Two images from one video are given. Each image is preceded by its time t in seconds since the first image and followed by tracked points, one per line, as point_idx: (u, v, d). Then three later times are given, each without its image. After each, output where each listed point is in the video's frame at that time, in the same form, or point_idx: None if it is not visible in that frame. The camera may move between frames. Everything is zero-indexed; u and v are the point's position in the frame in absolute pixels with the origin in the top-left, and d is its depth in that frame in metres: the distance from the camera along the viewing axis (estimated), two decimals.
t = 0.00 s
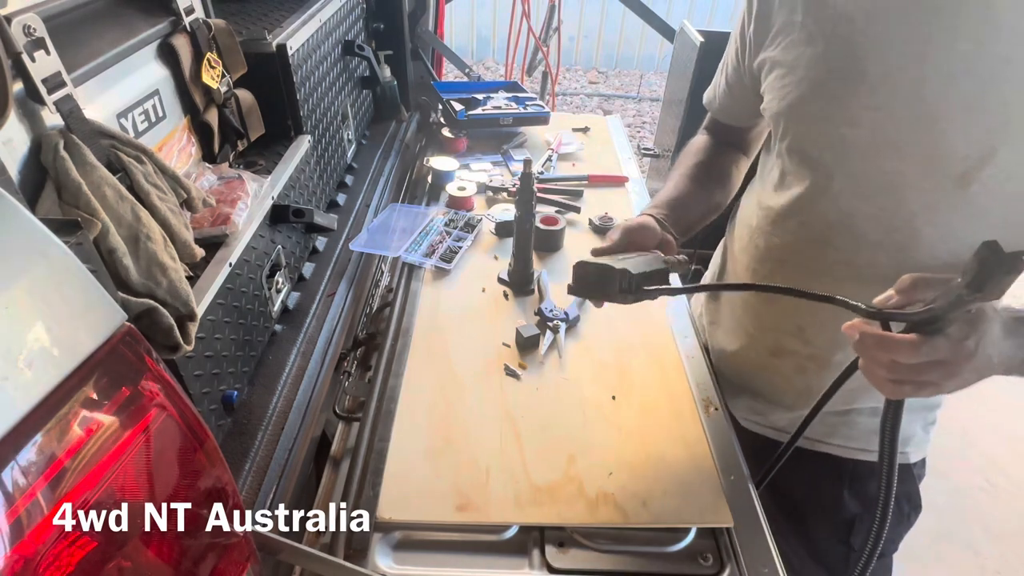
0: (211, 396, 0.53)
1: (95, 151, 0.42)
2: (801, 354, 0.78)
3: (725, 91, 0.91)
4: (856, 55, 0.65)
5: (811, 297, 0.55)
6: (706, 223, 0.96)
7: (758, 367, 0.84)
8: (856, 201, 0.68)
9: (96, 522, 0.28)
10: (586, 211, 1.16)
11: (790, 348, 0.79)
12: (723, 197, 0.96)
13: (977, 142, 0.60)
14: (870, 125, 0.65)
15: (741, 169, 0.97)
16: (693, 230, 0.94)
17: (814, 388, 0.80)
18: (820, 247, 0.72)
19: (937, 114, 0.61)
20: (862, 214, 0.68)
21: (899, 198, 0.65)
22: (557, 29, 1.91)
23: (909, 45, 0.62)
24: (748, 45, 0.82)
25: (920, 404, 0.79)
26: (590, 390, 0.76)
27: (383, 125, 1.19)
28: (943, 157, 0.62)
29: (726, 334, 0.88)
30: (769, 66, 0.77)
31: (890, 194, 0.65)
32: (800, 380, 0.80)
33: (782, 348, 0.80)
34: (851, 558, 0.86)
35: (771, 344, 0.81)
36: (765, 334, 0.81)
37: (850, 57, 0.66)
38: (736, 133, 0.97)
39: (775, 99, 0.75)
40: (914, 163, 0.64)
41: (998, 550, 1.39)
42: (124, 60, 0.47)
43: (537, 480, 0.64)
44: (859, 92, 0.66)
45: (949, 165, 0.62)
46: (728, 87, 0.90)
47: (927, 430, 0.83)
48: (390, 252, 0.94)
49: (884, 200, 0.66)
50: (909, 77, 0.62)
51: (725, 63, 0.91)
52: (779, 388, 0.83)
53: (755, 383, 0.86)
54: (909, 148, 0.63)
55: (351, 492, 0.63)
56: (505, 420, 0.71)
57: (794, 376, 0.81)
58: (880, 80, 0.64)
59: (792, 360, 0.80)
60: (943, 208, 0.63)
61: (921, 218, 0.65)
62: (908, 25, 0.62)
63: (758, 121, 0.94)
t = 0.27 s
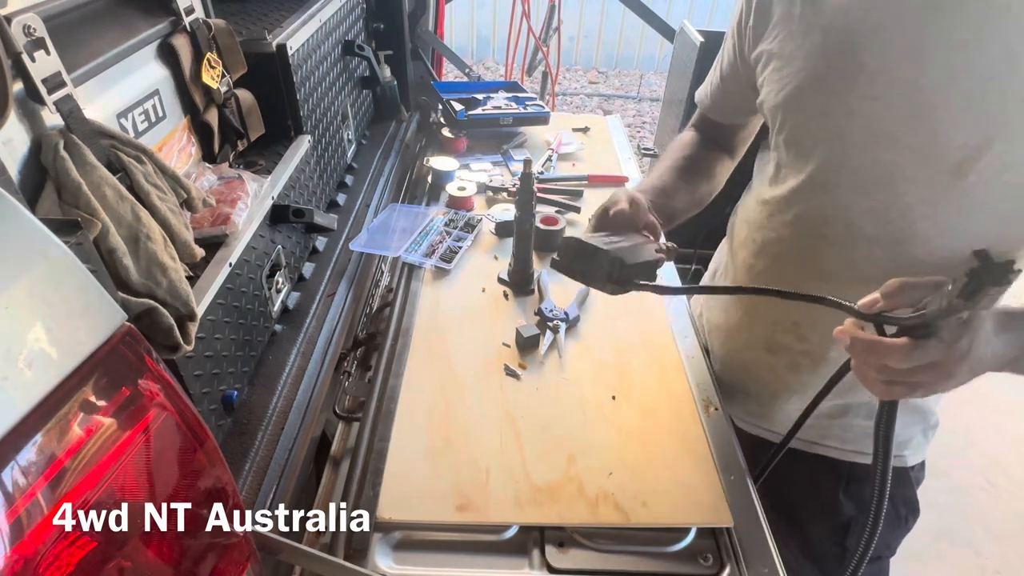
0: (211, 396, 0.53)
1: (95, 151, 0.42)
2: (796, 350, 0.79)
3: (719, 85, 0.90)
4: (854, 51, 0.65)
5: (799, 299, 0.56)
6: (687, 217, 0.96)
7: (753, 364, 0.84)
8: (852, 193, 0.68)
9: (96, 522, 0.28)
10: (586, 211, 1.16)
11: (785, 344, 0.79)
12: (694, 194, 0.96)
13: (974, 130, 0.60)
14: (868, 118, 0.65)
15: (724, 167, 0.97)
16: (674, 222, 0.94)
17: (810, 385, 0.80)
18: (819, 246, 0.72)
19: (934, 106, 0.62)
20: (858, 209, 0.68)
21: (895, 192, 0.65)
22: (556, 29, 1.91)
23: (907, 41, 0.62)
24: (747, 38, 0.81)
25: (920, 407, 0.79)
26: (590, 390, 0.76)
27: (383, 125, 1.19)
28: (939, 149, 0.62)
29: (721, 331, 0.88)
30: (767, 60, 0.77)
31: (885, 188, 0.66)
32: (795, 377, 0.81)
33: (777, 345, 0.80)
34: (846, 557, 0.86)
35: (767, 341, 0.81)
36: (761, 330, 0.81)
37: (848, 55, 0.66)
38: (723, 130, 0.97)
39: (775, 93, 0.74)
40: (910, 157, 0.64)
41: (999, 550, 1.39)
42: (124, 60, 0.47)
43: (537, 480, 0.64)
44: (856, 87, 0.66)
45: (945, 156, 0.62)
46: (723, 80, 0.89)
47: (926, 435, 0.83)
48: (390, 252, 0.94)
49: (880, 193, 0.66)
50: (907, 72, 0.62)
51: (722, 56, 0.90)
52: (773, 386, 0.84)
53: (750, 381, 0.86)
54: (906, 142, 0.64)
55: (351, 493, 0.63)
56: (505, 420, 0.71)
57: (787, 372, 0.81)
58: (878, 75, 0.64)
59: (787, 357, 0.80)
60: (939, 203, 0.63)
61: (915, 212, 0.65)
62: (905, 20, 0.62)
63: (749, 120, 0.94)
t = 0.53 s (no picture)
0: (211, 396, 0.53)
1: (95, 151, 0.42)
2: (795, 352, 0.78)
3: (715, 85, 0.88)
4: (854, 50, 0.65)
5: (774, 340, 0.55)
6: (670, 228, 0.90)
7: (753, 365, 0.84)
8: (851, 193, 0.68)
9: (96, 522, 0.28)
10: (586, 211, 1.16)
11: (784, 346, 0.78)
12: (682, 200, 0.91)
13: (973, 130, 0.60)
14: (867, 119, 0.66)
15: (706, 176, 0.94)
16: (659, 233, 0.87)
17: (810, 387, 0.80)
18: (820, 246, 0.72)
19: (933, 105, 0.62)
20: (857, 208, 0.68)
21: (894, 192, 0.65)
22: (557, 29, 1.91)
23: (906, 40, 0.62)
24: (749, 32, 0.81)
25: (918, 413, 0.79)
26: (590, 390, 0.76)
27: (383, 125, 1.19)
28: (938, 149, 0.62)
29: (724, 331, 0.88)
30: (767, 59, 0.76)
31: (881, 187, 0.66)
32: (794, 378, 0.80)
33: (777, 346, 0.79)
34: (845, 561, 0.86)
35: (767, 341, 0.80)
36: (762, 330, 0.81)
37: (848, 55, 0.66)
38: (708, 136, 0.94)
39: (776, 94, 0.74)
40: (909, 156, 0.64)
41: (999, 550, 1.39)
42: (124, 60, 0.47)
43: (537, 480, 0.64)
44: (855, 87, 0.66)
45: (945, 156, 0.62)
46: (718, 79, 0.88)
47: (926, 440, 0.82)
48: (390, 252, 0.94)
49: (879, 193, 0.66)
50: (907, 71, 0.62)
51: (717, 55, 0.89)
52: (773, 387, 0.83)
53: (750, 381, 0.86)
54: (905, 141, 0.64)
55: (351, 493, 0.63)
56: (506, 420, 0.71)
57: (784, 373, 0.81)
58: (877, 75, 0.64)
59: (785, 359, 0.79)
60: (938, 203, 0.63)
61: (913, 212, 0.65)
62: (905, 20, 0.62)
63: (738, 126, 0.93)
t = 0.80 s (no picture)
0: (211, 396, 0.53)
1: (95, 151, 0.42)
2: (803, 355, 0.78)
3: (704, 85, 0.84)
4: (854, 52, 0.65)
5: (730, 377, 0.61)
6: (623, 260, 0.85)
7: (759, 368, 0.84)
8: (860, 201, 0.68)
9: (96, 522, 0.28)
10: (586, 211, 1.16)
11: (791, 349, 0.79)
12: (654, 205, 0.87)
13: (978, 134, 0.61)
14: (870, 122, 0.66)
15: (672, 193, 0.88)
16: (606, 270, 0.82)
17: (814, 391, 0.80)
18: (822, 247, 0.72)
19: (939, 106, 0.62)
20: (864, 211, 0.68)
21: (901, 195, 0.65)
22: (557, 29, 1.91)
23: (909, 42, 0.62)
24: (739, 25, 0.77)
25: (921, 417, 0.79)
26: (590, 390, 0.76)
27: (383, 125, 1.19)
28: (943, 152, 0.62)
29: (727, 332, 0.88)
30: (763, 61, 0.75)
31: (890, 193, 0.66)
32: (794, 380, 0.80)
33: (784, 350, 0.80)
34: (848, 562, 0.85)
35: (773, 345, 0.81)
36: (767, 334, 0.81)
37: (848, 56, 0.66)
38: (683, 141, 0.87)
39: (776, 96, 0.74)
40: (915, 160, 0.64)
41: (999, 550, 1.39)
42: (124, 60, 0.47)
43: (537, 481, 0.64)
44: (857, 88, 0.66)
45: (951, 160, 0.62)
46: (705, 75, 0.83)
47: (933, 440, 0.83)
48: (390, 252, 0.94)
49: (885, 197, 0.66)
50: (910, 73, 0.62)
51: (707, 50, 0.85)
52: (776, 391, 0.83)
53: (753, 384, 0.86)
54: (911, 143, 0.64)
55: (351, 492, 0.63)
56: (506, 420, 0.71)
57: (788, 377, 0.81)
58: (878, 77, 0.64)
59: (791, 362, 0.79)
60: (944, 206, 0.63)
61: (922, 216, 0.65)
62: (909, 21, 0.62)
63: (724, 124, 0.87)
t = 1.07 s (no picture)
0: (211, 396, 0.53)
1: (95, 151, 0.42)
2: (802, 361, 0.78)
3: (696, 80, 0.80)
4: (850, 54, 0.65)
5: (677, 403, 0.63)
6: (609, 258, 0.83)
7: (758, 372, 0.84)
8: (861, 207, 0.68)
9: (96, 522, 0.28)
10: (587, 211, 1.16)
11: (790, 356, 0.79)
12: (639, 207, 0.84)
13: (973, 139, 0.61)
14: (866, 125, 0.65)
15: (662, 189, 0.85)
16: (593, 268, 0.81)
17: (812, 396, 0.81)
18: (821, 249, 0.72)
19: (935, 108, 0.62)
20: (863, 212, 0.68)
21: (900, 199, 0.65)
22: (557, 29, 1.91)
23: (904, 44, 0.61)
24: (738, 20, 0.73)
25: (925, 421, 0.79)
26: (591, 390, 0.76)
27: (382, 125, 1.19)
28: (940, 155, 0.62)
29: (728, 335, 0.88)
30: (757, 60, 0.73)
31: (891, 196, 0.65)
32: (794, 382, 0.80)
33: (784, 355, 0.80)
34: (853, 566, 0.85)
35: (775, 351, 0.81)
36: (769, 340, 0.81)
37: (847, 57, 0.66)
38: (677, 133, 0.83)
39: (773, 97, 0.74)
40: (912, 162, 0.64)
41: (999, 550, 1.39)
42: (124, 60, 0.47)
43: (538, 481, 0.64)
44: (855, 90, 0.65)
45: (947, 163, 0.62)
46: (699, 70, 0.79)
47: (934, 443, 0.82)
48: (390, 252, 0.94)
49: (883, 199, 0.66)
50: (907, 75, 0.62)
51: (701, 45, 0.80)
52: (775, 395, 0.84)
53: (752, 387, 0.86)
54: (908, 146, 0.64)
55: (351, 492, 0.63)
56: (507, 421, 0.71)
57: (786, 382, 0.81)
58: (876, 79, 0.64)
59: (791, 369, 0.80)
60: (944, 209, 0.64)
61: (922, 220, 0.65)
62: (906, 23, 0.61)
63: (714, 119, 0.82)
